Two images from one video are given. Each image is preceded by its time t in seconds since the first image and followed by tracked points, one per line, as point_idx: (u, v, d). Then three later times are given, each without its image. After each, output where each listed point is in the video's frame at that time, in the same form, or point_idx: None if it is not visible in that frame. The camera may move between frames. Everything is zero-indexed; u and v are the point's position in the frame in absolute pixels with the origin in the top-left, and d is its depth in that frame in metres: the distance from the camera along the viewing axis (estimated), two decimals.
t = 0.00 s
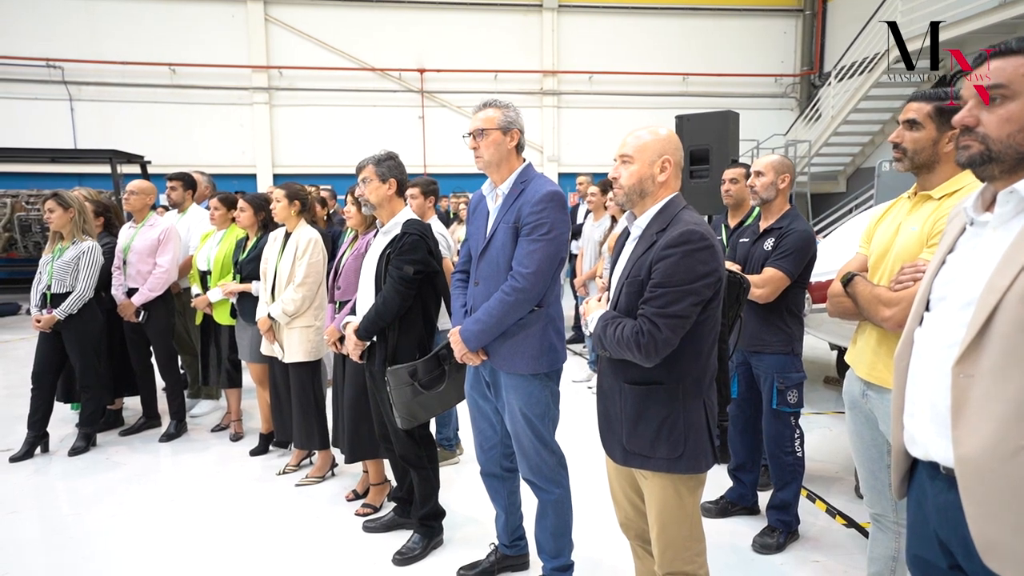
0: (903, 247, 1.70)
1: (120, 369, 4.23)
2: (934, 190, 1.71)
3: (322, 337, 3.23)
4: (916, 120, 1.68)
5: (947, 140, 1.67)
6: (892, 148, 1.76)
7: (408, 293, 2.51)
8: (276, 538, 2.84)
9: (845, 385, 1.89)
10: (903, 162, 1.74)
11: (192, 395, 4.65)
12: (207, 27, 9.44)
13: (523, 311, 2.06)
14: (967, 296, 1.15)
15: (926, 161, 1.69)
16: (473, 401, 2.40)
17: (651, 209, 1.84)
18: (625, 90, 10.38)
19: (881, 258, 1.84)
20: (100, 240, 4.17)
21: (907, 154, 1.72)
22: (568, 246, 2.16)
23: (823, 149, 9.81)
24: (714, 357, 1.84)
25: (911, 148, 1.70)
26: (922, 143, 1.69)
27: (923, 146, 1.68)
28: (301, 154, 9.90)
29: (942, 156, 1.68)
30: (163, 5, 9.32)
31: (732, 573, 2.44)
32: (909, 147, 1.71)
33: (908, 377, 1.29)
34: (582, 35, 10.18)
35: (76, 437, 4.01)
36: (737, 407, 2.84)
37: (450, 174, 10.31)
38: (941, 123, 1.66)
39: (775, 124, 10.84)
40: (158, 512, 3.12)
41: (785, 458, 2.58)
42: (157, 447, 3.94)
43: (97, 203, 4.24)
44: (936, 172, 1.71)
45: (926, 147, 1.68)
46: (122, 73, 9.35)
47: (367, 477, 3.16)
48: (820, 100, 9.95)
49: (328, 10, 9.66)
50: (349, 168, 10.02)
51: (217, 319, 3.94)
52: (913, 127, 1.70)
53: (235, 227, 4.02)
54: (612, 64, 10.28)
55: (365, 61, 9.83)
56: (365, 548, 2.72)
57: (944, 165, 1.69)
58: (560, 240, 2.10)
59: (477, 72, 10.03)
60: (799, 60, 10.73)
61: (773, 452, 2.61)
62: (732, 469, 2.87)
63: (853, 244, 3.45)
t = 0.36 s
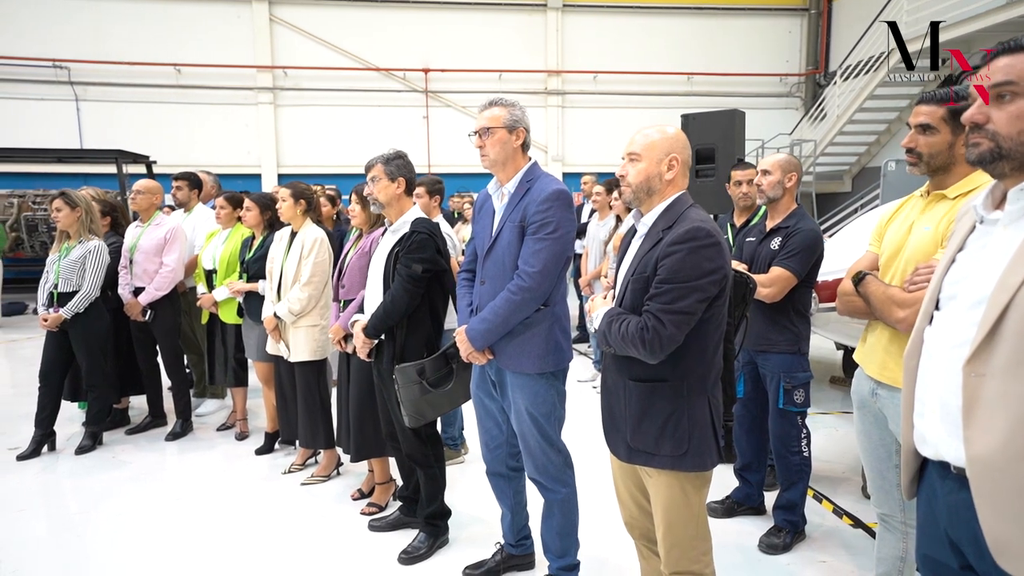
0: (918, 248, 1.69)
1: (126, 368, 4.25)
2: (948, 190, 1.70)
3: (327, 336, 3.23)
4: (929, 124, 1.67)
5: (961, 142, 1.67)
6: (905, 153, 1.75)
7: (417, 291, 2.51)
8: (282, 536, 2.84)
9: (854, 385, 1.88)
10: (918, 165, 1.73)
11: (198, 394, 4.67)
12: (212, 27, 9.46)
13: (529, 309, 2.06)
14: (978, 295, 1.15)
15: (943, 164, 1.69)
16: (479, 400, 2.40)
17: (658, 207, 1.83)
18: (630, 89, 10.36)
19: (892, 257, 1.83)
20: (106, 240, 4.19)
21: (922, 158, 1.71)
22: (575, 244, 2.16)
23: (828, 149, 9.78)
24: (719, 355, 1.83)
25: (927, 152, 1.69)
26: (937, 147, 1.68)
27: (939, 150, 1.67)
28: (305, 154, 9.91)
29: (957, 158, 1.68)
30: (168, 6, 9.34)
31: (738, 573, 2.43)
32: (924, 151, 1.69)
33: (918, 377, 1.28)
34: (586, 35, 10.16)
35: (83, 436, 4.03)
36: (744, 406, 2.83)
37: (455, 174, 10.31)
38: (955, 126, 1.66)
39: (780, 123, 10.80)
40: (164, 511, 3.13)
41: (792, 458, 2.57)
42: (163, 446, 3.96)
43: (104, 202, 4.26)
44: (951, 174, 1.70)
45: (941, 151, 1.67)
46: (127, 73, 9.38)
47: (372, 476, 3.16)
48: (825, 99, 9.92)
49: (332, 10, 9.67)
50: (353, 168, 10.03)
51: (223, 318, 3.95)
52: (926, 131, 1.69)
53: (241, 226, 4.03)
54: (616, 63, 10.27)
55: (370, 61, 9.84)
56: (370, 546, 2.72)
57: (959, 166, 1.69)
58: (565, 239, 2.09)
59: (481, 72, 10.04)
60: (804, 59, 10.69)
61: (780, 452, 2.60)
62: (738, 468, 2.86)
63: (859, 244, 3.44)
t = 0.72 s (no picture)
0: (933, 246, 1.67)
1: (137, 367, 4.28)
2: (964, 187, 1.68)
3: (336, 335, 3.24)
4: (927, 120, 1.69)
5: (962, 137, 1.65)
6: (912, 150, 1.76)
7: (429, 289, 2.51)
8: (290, 534, 2.86)
9: (867, 385, 1.87)
10: (925, 162, 1.74)
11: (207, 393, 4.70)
12: (221, 28, 9.51)
13: (536, 308, 2.06)
14: (990, 293, 1.14)
15: (945, 160, 1.68)
16: (486, 399, 2.39)
17: (666, 204, 1.82)
18: (638, 88, 10.34)
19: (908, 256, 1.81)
20: (118, 239, 4.22)
21: (925, 155, 1.71)
22: (582, 243, 2.16)
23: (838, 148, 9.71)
24: (727, 353, 1.82)
25: (927, 148, 1.70)
26: (937, 143, 1.68)
27: (938, 145, 1.67)
28: (314, 154, 9.95)
29: (961, 154, 1.66)
30: (178, 7, 9.41)
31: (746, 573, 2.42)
32: (925, 148, 1.70)
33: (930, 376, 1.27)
34: (595, 34, 10.14)
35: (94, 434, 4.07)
36: (753, 406, 2.82)
37: (463, 174, 10.31)
38: (952, 121, 1.65)
39: (790, 122, 10.74)
40: (174, 508, 3.16)
41: (801, 458, 2.56)
42: (173, 444, 3.99)
43: (114, 202, 4.29)
44: (961, 171, 1.68)
45: (941, 146, 1.67)
46: (137, 73, 9.45)
47: (381, 475, 3.17)
48: (835, 98, 9.86)
49: (341, 10, 9.70)
50: (361, 168, 10.06)
51: (233, 317, 3.98)
52: (926, 128, 1.70)
53: (250, 225, 4.05)
54: (625, 63, 10.25)
55: (378, 61, 9.86)
56: (379, 545, 2.73)
57: (967, 163, 1.67)
58: (573, 238, 2.09)
59: (490, 71, 10.04)
60: (814, 58, 10.62)
61: (789, 452, 2.59)
62: (747, 468, 2.85)
63: (869, 243, 3.42)
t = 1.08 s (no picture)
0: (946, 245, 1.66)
1: (152, 364, 4.33)
2: (980, 183, 1.64)
3: (348, 333, 3.26)
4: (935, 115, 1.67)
5: (967, 132, 1.60)
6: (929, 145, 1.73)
7: (444, 287, 2.52)
8: (302, 530, 2.88)
9: (884, 385, 1.85)
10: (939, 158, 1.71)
11: (221, 390, 4.74)
12: (235, 29, 9.58)
13: (548, 306, 2.05)
14: (1010, 289, 1.12)
15: (953, 156, 1.65)
16: (498, 397, 2.39)
17: (679, 201, 1.81)
18: (650, 87, 10.31)
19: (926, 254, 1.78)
20: (133, 237, 4.27)
21: (936, 150, 1.69)
22: (594, 241, 2.15)
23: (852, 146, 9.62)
24: (739, 350, 1.81)
25: (937, 143, 1.67)
26: (944, 139, 1.65)
27: (943, 141, 1.64)
28: (326, 154, 10.00)
29: (968, 149, 1.62)
30: (193, 8, 9.49)
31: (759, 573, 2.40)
32: (936, 143, 1.68)
33: (947, 374, 1.26)
34: (606, 33, 10.12)
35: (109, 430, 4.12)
36: (766, 406, 2.80)
37: (474, 173, 10.31)
38: (955, 116, 1.61)
39: (803, 121, 10.66)
40: (188, 503, 3.19)
41: (815, 458, 2.54)
42: (187, 441, 4.02)
43: (130, 200, 4.34)
44: (972, 166, 1.64)
45: (949, 142, 1.64)
46: (152, 74, 9.54)
47: (393, 473, 3.18)
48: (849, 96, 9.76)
49: (353, 10, 9.74)
50: (373, 168, 10.10)
51: (247, 314, 4.02)
52: (936, 124, 1.68)
53: (264, 224, 4.08)
54: (636, 61, 10.22)
55: (389, 61, 9.89)
56: (390, 542, 2.74)
57: (976, 158, 1.62)
58: (584, 235, 2.09)
59: (501, 71, 10.05)
60: (828, 56, 10.52)
61: (802, 452, 2.57)
62: (760, 468, 2.83)
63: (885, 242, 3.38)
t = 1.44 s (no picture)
0: (964, 241, 1.64)
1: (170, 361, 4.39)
2: (998, 179, 1.62)
3: (364, 330, 3.28)
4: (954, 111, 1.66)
5: (985, 127, 1.58)
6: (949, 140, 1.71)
7: (462, 285, 2.53)
8: (318, 526, 2.90)
9: (902, 384, 1.82)
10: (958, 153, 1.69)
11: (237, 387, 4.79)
12: (251, 30, 9.67)
13: (564, 304, 2.06)
14: None
15: (971, 151, 1.63)
16: (513, 394, 2.40)
17: (697, 200, 1.81)
18: (664, 87, 10.27)
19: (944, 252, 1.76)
20: (152, 235, 4.33)
21: (955, 145, 1.67)
22: (610, 239, 2.15)
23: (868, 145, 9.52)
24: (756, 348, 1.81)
25: (956, 138, 1.65)
26: (962, 133, 1.63)
27: (962, 135, 1.63)
28: (340, 154, 10.06)
29: (986, 144, 1.60)
30: (210, 10, 9.59)
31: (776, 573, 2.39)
32: (954, 138, 1.66)
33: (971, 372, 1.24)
34: (620, 32, 10.10)
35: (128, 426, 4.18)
36: (782, 405, 2.79)
37: (487, 173, 10.34)
38: (973, 111, 1.59)
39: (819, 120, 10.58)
40: (207, 498, 3.23)
41: (833, 458, 2.52)
42: (204, 438, 4.07)
43: (149, 199, 4.40)
44: (991, 161, 1.62)
45: (967, 137, 1.62)
46: (170, 75, 9.66)
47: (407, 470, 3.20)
48: (866, 95, 9.64)
49: (367, 11, 9.80)
50: (387, 168, 10.16)
51: (264, 312, 4.05)
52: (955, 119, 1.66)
53: (282, 222, 4.12)
54: (650, 61, 10.19)
55: (403, 61, 9.93)
56: (405, 539, 2.75)
57: (994, 153, 1.60)
58: (601, 233, 2.09)
59: (515, 70, 10.06)
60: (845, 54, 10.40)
61: (819, 452, 2.55)
62: (776, 468, 2.82)
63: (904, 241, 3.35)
